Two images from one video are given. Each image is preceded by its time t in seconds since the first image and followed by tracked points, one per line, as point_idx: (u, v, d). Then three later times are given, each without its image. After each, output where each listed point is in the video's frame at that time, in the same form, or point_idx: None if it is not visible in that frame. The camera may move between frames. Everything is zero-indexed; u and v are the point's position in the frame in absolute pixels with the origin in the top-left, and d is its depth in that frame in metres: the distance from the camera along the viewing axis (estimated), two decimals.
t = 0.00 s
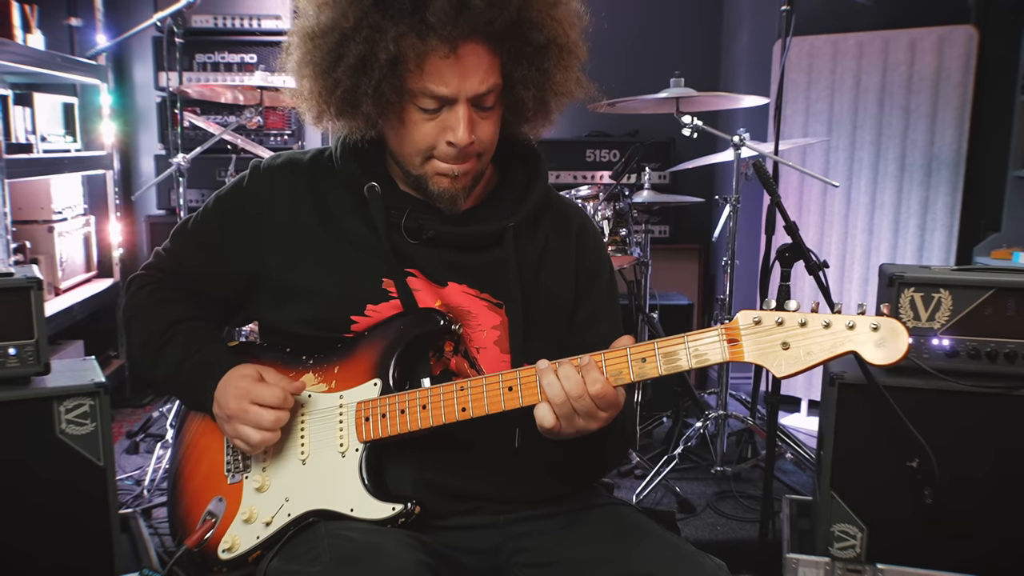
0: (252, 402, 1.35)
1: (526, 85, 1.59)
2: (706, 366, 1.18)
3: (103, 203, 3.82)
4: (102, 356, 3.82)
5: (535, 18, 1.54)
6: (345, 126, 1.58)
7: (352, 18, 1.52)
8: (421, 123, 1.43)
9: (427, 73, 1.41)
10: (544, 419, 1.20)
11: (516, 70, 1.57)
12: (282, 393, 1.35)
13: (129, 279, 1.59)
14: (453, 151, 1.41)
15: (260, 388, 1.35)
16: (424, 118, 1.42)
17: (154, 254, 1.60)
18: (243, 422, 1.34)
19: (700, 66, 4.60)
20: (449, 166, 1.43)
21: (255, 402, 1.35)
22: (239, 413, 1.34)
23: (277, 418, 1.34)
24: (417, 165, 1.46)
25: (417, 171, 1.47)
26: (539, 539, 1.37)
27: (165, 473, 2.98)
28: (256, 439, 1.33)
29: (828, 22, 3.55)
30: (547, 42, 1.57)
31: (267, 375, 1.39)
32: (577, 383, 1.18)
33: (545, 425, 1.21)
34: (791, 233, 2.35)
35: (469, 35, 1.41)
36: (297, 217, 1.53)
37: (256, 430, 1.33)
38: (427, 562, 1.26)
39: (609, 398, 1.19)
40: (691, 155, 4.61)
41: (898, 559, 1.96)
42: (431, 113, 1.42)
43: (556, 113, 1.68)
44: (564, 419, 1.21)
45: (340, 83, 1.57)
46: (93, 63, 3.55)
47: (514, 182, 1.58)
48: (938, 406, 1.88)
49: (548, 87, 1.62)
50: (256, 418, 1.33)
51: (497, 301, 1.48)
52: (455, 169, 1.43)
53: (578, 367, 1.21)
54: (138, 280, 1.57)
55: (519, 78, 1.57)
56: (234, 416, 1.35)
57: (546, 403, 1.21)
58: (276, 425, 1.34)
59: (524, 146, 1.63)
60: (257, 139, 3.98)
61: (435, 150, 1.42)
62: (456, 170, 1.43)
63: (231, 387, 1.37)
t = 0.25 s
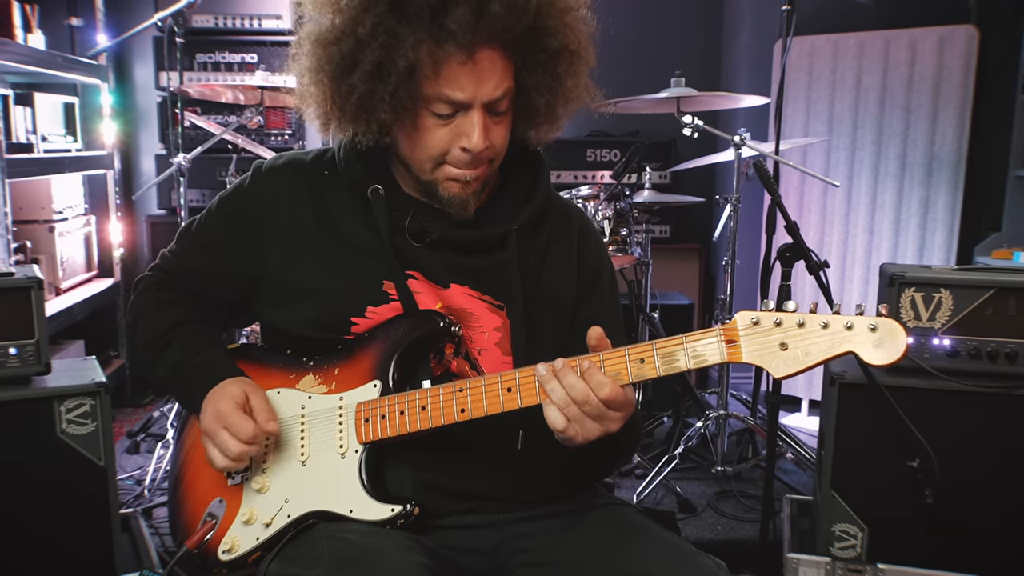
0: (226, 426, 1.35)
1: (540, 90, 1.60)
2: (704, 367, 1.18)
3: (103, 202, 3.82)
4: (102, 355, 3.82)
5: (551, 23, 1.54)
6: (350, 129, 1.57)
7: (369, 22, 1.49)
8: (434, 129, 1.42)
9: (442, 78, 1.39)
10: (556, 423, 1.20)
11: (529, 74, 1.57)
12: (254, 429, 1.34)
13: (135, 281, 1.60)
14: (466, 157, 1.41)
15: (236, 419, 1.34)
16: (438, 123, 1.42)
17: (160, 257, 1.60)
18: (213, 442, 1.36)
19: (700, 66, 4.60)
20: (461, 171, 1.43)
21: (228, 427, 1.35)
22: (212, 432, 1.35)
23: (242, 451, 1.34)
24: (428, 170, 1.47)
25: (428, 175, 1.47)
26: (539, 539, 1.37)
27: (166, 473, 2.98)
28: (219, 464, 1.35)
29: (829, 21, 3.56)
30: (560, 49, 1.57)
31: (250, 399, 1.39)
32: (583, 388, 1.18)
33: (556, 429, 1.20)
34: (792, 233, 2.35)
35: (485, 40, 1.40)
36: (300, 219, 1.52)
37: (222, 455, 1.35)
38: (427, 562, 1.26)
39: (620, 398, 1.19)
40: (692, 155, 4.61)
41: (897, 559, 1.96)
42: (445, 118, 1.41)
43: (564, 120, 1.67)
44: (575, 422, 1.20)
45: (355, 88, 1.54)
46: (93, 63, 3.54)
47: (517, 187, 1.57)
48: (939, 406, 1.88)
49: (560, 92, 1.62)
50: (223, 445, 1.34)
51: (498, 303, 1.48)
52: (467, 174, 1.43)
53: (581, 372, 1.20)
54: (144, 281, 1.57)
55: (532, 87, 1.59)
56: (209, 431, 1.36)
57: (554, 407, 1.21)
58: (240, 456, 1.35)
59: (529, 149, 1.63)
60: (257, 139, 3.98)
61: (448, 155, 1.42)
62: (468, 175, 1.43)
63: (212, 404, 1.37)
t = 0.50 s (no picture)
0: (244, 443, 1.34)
1: (535, 60, 1.63)
2: (707, 370, 1.17)
3: (104, 202, 3.82)
4: (103, 355, 3.83)
5: None
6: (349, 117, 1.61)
7: None
8: (434, 101, 1.41)
9: (441, 46, 1.40)
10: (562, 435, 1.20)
11: (526, 40, 1.60)
12: (276, 447, 1.33)
13: (128, 279, 1.59)
14: (469, 128, 1.40)
15: (257, 436, 1.33)
16: (438, 94, 1.41)
17: (151, 255, 1.60)
18: (230, 458, 1.34)
19: (701, 66, 4.60)
20: (463, 145, 1.42)
21: (247, 444, 1.34)
22: (228, 448, 1.34)
23: (261, 469, 1.33)
24: (429, 150, 1.45)
25: (429, 155, 1.45)
26: (540, 541, 1.37)
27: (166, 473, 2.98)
28: (234, 479, 1.34)
29: (830, 20, 3.57)
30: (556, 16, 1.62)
31: (270, 418, 1.37)
32: (586, 392, 1.18)
33: (562, 440, 1.21)
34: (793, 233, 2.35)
35: (481, 6, 1.42)
36: (298, 220, 1.52)
37: (239, 470, 1.34)
38: (428, 565, 1.26)
39: (622, 402, 1.19)
40: (692, 155, 4.61)
41: (898, 560, 1.96)
42: (445, 88, 1.40)
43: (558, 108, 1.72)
44: (580, 431, 1.21)
45: (354, 57, 1.56)
46: (94, 63, 3.54)
47: (516, 185, 1.57)
48: (941, 406, 1.88)
49: (558, 78, 1.68)
50: (243, 462, 1.33)
51: (498, 305, 1.48)
52: (469, 148, 1.42)
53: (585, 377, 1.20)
54: (135, 282, 1.57)
55: (531, 51, 1.61)
56: (224, 446, 1.35)
57: (559, 418, 1.21)
58: (259, 473, 1.34)
59: (528, 143, 1.63)
60: (257, 139, 3.98)
61: (448, 128, 1.41)
62: (470, 150, 1.42)
63: (230, 418, 1.36)
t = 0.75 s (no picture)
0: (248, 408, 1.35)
1: (540, 59, 1.64)
2: (706, 362, 1.18)
3: (105, 202, 3.82)
4: (104, 355, 3.83)
5: None
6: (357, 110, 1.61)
7: None
8: (443, 96, 1.42)
9: (453, 41, 1.40)
10: (551, 418, 1.19)
11: (534, 40, 1.61)
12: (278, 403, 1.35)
13: (128, 275, 1.60)
14: (477, 124, 1.41)
15: (258, 396, 1.35)
16: (447, 90, 1.42)
17: (151, 252, 1.60)
18: (236, 428, 1.34)
19: (702, 65, 4.60)
20: (469, 141, 1.42)
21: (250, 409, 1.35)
22: (233, 418, 1.35)
23: (269, 428, 1.34)
24: (434, 144, 1.46)
25: (434, 149, 1.46)
26: (541, 540, 1.37)
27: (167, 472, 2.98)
28: (246, 447, 1.33)
29: (831, 19, 3.57)
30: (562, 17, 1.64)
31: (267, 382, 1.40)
32: (578, 380, 1.18)
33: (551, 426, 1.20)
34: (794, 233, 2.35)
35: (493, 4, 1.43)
36: (297, 219, 1.52)
37: (247, 438, 1.33)
38: (429, 562, 1.26)
39: (616, 393, 1.18)
40: (693, 155, 4.61)
41: (899, 559, 1.96)
42: (454, 84, 1.41)
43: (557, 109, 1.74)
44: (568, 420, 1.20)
45: (368, 48, 1.54)
46: (95, 62, 3.54)
47: (514, 182, 1.57)
48: (938, 404, 1.88)
49: (560, 78, 1.69)
50: (250, 425, 1.33)
51: (496, 302, 1.48)
52: (475, 143, 1.43)
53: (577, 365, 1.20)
54: (134, 278, 1.57)
55: (541, 49, 1.63)
56: (229, 419, 1.35)
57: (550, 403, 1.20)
58: (268, 435, 1.34)
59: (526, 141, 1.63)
60: (258, 139, 3.98)
61: (456, 124, 1.42)
62: (477, 145, 1.43)
63: (230, 390, 1.38)
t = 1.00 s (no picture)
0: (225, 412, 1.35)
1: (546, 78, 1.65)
2: (700, 338, 1.19)
3: (106, 202, 3.83)
4: (105, 355, 3.83)
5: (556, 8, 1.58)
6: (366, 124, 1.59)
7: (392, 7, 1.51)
8: (450, 117, 1.42)
9: (462, 65, 1.40)
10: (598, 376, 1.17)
11: (541, 62, 1.62)
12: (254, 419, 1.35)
13: (133, 268, 1.60)
14: (481, 144, 1.41)
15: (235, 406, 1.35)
16: (454, 111, 1.42)
17: (156, 246, 1.61)
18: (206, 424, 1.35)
19: (703, 65, 4.60)
20: (474, 160, 1.43)
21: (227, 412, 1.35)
22: (210, 413, 1.35)
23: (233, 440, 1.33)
24: (440, 162, 1.46)
25: (440, 167, 1.47)
26: (542, 537, 1.38)
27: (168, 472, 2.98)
28: (205, 447, 1.33)
29: (831, 19, 3.57)
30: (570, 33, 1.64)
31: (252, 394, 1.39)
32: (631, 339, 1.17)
33: (595, 387, 1.18)
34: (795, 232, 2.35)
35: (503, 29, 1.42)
36: (296, 218, 1.52)
37: (211, 438, 1.33)
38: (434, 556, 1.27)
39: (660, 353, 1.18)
40: (694, 155, 4.61)
41: (900, 559, 1.96)
42: (461, 106, 1.41)
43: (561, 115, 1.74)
44: (615, 380, 1.18)
45: (379, 73, 1.53)
46: (96, 62, 3.54)
47: (515, 188, 1.57)
48: (942, 404, 1.89)
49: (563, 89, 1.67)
50: (218, 429, 1.33)
51: (493, 301, 1.48)
52: (479, 163, 1.43)
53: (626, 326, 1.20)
54: (137, 271, 1.58)
55: (546, 71, 1.64)
56: (205, 412, 1.35)
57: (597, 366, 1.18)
58: (230, 443, 1.34)
59: (527, 147, 1.62)
60: (260, 139, 3.98)
61: (461, 144, 1.42)
62: (482, 165, 1.43)
63: (216, 386, 1.38)
